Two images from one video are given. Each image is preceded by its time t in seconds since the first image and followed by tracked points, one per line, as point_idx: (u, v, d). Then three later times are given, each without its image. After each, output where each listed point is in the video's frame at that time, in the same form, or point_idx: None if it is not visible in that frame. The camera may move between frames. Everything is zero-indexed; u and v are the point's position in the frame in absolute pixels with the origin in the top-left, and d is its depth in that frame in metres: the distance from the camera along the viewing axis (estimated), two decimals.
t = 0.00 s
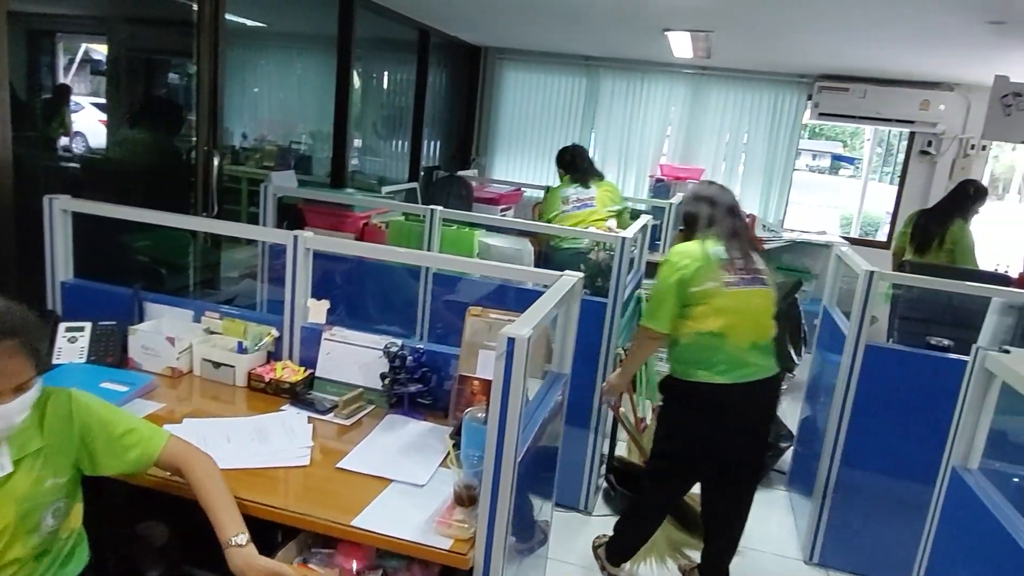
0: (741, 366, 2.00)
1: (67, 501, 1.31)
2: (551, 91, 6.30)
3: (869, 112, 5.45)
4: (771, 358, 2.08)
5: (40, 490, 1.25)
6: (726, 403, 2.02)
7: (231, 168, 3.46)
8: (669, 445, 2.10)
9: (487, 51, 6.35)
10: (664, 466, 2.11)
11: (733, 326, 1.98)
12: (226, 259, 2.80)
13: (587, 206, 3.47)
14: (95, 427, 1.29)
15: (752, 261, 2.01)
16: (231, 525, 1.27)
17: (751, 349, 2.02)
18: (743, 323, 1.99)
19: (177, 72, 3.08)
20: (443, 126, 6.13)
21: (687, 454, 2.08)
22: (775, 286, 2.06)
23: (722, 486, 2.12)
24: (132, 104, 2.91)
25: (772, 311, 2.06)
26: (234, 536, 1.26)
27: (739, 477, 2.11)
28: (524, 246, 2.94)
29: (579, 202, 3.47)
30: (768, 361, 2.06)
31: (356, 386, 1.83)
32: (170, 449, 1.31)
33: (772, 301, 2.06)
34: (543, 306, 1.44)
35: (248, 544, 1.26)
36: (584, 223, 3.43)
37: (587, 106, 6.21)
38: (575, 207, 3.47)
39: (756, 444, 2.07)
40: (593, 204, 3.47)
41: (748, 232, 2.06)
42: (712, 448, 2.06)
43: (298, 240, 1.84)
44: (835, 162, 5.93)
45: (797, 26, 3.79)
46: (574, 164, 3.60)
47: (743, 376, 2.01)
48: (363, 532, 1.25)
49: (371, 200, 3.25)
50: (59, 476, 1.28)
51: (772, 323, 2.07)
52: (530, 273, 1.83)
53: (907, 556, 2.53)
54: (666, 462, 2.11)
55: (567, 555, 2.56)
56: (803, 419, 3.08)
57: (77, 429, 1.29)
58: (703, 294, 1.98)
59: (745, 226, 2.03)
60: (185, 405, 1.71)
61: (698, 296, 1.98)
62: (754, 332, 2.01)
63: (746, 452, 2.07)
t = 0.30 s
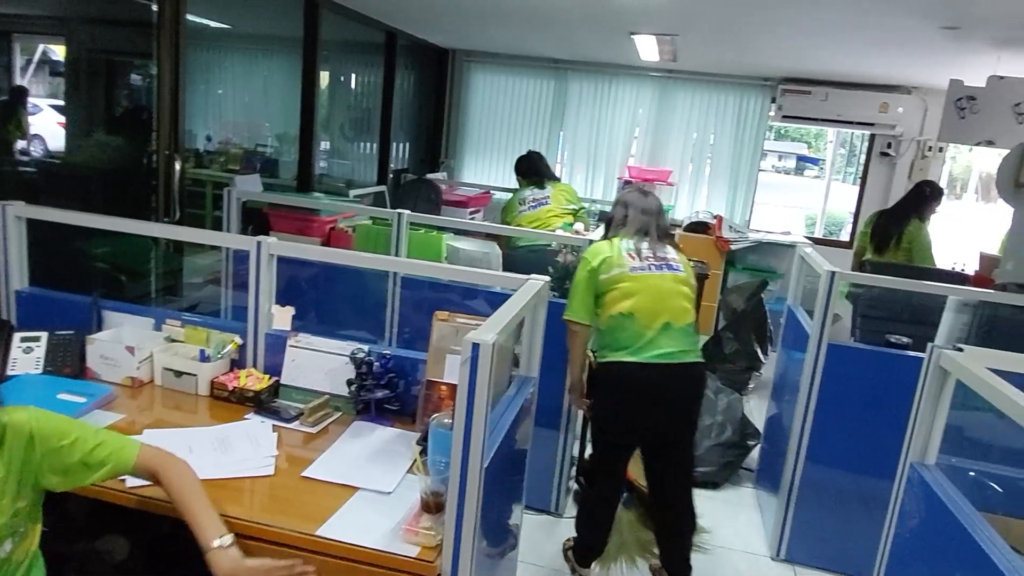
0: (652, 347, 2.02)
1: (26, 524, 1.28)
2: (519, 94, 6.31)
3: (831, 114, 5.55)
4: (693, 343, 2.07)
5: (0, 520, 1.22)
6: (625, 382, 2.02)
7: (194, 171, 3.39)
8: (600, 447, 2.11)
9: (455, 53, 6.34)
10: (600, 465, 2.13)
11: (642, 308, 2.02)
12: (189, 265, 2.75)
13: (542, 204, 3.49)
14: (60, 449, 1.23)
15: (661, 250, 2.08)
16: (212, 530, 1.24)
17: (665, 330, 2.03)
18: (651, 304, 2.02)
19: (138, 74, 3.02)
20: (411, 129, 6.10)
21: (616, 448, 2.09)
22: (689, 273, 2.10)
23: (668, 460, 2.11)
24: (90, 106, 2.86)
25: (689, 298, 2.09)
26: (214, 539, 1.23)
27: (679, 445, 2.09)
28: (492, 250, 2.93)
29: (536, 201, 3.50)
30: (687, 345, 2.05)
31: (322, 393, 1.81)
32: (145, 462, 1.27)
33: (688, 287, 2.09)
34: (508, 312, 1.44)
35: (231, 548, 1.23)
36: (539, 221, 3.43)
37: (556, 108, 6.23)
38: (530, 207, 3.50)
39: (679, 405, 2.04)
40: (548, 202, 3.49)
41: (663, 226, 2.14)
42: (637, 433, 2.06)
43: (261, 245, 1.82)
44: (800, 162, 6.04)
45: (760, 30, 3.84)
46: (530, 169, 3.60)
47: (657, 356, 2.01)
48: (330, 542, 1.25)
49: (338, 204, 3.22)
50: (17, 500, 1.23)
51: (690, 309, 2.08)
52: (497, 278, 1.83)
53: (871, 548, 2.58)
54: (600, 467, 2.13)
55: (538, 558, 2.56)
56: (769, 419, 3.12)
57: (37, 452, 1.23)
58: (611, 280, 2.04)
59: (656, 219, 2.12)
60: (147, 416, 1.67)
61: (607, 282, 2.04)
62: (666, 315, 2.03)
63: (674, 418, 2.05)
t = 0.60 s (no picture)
0: (585, 344, 2.04)
1: None
2: (487, 100, 6.32)
3: (792, 119, 5.66)
4: (627, 345, 2.07)
5: None
6: (554, 378, 2.05)
7: (154, 177, 3.33)
8: (547, 451, 2.12)
9: (422, 59, 6.32)
10: (554, 468, 2.13)
11: (577, 305, 2.05)
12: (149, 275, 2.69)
13: (508, 210, 3.49)
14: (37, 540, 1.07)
15: (607, 252, 2.10)
16: None
17: (598, 330, 2.04)
18: (586, 303, 2.05)
19: (98, 78, 2.97)
20: (378, 134, 6.06)
21: (563, 449, 2.10)
22: (634, 276, 2.11)
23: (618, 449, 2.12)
24: (47, 116, 2.82)
25: (630, 301, 2.09)
26: None
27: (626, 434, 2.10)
28: (460, 257, 2.87)
29: (501, 206, 3.50)
30: (621, 347, 2.06)
31: (286, 403, 1.78)
32: None
33: (630, 291, 2.10)
34: (471, 320, 1.44)
35: None
36: (502, 226, 3.44)
37: (523, 114, 6.24)
38: (496, 212, 3.50)
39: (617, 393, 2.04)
40: (514, 208, 3.49)
41: (619, 229, 2.15)
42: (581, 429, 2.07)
43: (221, 254, 1.79)
44: (765, 166, 6.14)
45: (723, 37, 3.90)
46: (496, 174, 3.55)
47: (585, 353, 2.03)
48: (293, 556, 1.23)
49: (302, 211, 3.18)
50: None
51: (630, 311, 2.09)
52: (462, 285, 1.82)
53: (833, 545, 2.63)
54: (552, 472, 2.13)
55: (508, 564, 2.55)
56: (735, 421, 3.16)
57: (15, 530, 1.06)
58: (551, 276, 2.08)
59: (610, 222, 2.13)
60: (104, 431, 1.63)
61: (548, 279, 2.09)
62: (601, 314, 2.05)
63: (614, 408, 2.04)
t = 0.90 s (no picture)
0: (526, 346, 2.07)
1: None
2: (452, 103, 6.30)
3: (753, 123, 5.77)
4: (572, 347, 2.06)
5: None
6: (503, 379, 2.09)
7: (110, 181, 3.26)
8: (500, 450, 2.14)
9: (386, 62, 6.29)
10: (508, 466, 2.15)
11: (519, 308, 2.08)
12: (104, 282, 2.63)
13: (473, 212, 3.48)
14: None
15: (552, 251, 2.08)
16: None
17: (538, 332, 2.06)
18: (525, 305, 2.07)
19: (53, 79, 2.91)
20: (342, 137, 6.00)
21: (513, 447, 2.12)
22: (580, 273, 2.05)
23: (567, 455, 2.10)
24: None
25: (576, 300, 2.06)
26: None
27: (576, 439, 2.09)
28: (426, 260, 2.85)
29: (466, 209, 3.49)
30: (563, 349, 2.05)
31: (247, 413, 1.75)
32: None
33: (576, 289, 2.06)
34: (434, 327, 1.43)
35: None
36: (467, 230, 3.43)
37: (488, 117, 6.25)
38: (461, 216, 3.48)
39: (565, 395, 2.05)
40: (479, 210, 3.48)
41: (574, 227, 2.15)
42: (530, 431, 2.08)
43: (179, 262, 1.77)
44: (729, 168, 6.23)
45: (685, 42, 3.96)
46: (457, 178, 3.59)
47: (525, 355, 2.06)
48: (252, 567, 1.21)
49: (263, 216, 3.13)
50: None
51: (575, 311, 2.05)
52: (425, 291, 1.82)
53: (793, 541, 2.68)
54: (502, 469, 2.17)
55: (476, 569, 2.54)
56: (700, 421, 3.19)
57: None
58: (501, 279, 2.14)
59: (563, 220, 2.13)
60: (57, 444, 1.59)
61: (501, 282, 2.14)
62: (541, 316, 2.05)
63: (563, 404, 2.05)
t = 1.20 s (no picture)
0: (494, 352, 2.07)
1: None
2: (419, 104, 6.27)
3: (718, 124, 5.84)
4: (538, 354, 2.04)
5: None
6: (470, 381, 2.11)
7: (66, 183, 3.18)
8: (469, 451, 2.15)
9: (351, 62, 6.23)
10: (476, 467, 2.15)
11: (487, 315, 2.08)
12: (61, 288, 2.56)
13: (442, 214, 3.46)
14: None
15: (523, 255, 2.05)
16: None
17: (506, 338, 2.05)
18: (495, 310, 2.06)
19: (6, 78, 2.82)
20: (308, 138, 5.93)
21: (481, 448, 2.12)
22: (548, 280, 2.04)
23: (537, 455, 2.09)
24: None
25: (543, 306, 2.04)
26: None
27: (545, 438, 2.09)
28: (391, 262, 2.81)
29: (435, 211, 3.47)
30: (527, 357, 2.04)
31: (210, 420, 1.73)
32: None
33: (545, 293, 2.04)
34: (399, 331, 1.41)
35: None
36: (437, 233, 3.42)
37: (456, 118, 6.23)
38: (431, 217, 3.46)
39: (534, 393, 2.05)
40: (449, 211, 3.46)
41: (550, 226, 2.11)
42: (499, 433, 2.09)
43: (137, 267, 1.74)
44: (696, 168, 6.30)
45: (650, 44, 3.99)
46: (424, 178, 3.56)
47: (493, 361, 2.07)
48: None
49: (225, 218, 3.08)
50: None
51: (542, 318, 2.04)
52: (391, 293, 1.81)
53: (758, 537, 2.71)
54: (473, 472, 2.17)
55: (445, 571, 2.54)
56: (668, 419, 3.22)
57: None
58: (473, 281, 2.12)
59: (539, 219, 2.09)
60: (11, 455, 1.54)
61: (474, 283, 2.13)
62: (509, 323, 2.04)
63: (531, 407, 2.06)
